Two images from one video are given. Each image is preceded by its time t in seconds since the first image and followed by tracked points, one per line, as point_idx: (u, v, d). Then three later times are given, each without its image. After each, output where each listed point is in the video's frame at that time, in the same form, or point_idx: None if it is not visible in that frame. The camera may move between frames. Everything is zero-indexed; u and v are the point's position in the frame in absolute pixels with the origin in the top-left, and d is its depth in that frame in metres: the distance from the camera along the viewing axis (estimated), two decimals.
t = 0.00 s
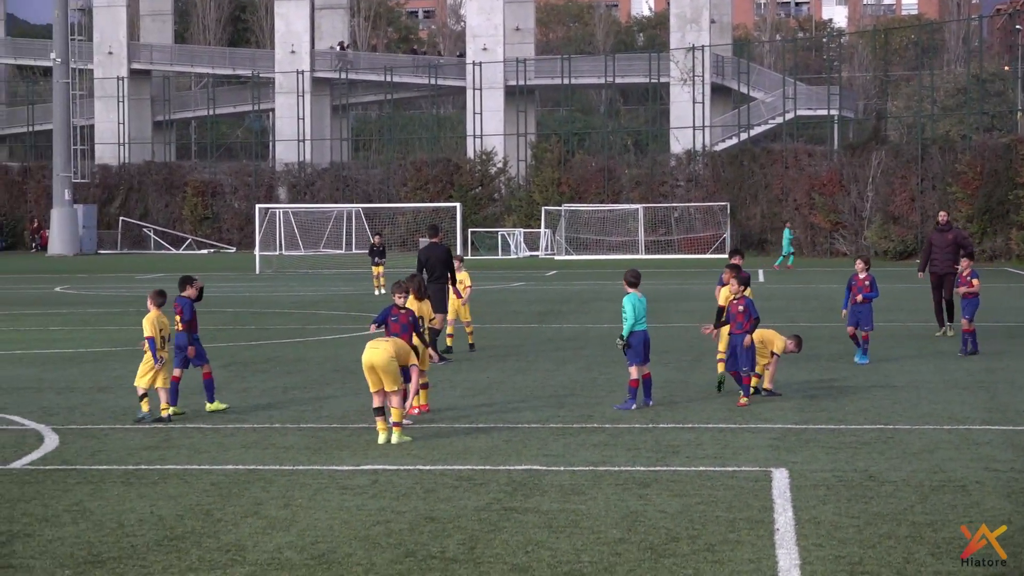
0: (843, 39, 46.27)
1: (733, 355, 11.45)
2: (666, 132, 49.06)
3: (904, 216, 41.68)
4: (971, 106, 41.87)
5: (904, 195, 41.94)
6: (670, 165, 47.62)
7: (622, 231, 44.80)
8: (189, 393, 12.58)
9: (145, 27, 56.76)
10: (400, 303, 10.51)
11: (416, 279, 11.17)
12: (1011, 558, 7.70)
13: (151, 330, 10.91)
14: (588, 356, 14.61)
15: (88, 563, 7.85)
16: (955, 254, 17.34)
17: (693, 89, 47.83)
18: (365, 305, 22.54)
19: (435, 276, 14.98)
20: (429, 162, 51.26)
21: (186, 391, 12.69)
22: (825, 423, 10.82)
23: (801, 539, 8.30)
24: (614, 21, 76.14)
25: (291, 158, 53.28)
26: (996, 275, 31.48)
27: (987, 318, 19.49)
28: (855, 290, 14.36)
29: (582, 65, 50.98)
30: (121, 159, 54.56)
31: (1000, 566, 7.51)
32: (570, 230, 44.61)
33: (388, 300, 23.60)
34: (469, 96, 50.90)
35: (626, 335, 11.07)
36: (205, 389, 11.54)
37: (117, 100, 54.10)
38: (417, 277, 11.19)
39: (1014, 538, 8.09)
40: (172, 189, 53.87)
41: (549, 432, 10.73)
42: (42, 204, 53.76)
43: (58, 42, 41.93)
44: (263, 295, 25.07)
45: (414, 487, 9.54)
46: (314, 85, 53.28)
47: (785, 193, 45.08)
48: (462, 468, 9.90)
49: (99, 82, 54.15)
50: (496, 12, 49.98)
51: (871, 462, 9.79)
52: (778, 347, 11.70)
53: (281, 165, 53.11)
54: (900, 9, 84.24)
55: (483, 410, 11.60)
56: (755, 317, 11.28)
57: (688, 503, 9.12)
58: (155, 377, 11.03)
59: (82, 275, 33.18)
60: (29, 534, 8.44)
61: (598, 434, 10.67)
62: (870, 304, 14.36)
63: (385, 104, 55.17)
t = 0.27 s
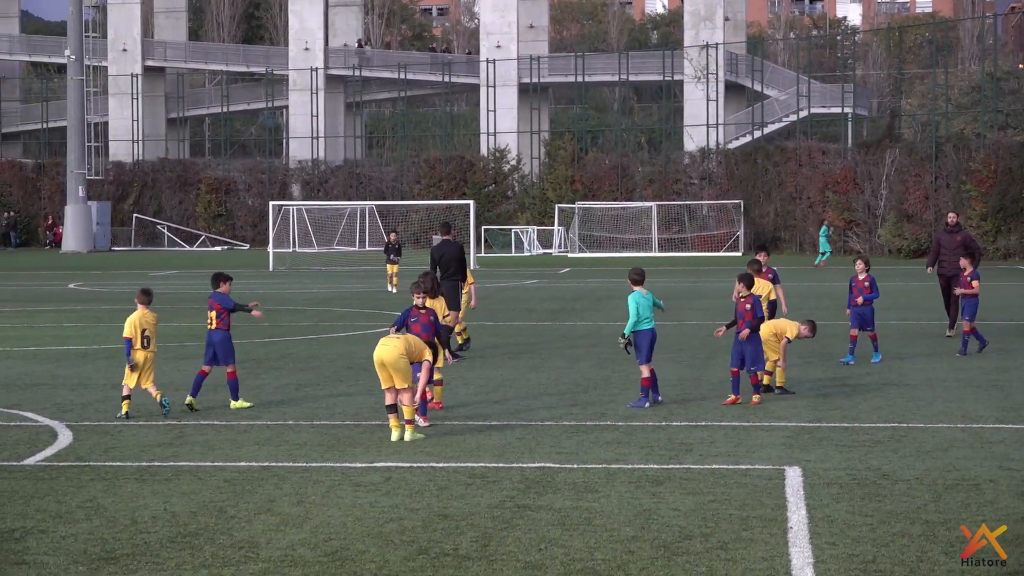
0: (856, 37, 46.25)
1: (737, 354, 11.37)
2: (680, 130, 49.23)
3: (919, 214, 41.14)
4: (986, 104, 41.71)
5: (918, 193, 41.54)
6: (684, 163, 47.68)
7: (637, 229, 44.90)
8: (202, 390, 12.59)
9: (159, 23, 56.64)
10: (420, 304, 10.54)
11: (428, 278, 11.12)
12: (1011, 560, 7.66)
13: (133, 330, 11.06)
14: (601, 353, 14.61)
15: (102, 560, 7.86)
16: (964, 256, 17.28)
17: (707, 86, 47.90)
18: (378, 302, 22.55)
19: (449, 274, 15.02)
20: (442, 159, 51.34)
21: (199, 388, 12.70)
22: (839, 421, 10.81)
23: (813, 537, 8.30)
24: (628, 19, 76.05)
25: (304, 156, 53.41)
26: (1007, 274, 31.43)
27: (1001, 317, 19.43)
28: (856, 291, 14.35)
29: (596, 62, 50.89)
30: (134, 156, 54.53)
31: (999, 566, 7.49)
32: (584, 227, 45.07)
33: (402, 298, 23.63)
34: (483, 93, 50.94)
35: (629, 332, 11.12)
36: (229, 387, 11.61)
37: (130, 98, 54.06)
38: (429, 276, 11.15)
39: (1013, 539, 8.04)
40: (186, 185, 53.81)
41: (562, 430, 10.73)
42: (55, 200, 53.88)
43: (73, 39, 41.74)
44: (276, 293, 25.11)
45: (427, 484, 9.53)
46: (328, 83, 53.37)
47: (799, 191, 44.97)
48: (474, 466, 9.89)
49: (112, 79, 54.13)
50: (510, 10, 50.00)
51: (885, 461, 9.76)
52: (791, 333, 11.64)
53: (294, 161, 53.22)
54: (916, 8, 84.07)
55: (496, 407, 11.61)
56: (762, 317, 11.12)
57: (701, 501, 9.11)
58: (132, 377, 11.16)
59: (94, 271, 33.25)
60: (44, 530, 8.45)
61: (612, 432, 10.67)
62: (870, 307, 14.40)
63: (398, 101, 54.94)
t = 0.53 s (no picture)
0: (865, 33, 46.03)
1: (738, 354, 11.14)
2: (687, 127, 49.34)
3: (927, 213, 40.88)
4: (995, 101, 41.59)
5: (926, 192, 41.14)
6: (690, 161, 47.81)
7: (642, 228, 45.13)
8: (203, 389, 12.50)
9: (161, 20, 56.45)
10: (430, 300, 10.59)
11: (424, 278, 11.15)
12: (1011, 558, 7.62)
13: (120, 326, 11.05)
14: (606, 352, 14.51)
15: (102, 560, 7.77)
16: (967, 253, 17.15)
17: (714, 83, 47.88)
18: (381, 301, 22.45)
19: (452, 271, 14.96)
20: (446, 157, 51.28)
21: (200, 387, 12.59)
22: (847, 422, 10.72)
23: (821, 538, 8.21)
24: (635, 14, 75.85)
25: (307, 152, 53.36)
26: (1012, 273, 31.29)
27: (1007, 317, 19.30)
28: (847, 290, 14.17)
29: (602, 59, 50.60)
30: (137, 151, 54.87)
31: (999, 566, 7.44)
32: (589, 225, 45.38)
33: (405, 296, 23.52)
34: (488, 90, 50.87)
35: (632, 332, 11.05)
36: (234, 385, 11.52)
37: (132, 93, 54.51)
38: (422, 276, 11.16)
39: (1015, 539, 7.98)
40: (188, 182, 53.74)
41: (567, 429, 10.64)
42: (56, 197, 53.84)
43: (74, 34, 41.84)
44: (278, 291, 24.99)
45: (430, 485, 9.44)
46: (331, 78, 53.20)
47: (806, 189, 44.98)
48: (478, 465, 9.80)
49: (115, 75, 54.56)
50: (515, 5, 50.05)
51: (892, 462, 9.66)
52: (798, 330, 11.46)
53: (298, 159, 53.24)
54: (924, 4, 83.83)
55: (499, 406, 11.54)
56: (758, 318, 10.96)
57: (707, 502, 9.02)
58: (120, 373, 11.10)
59: (95, 269, 33.16)
60: (44, 530, 8.36)
61: (617, 432, 10.57)
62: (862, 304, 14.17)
63: (403, 98, 54.68)
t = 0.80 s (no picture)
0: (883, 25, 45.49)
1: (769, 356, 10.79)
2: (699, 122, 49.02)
3: (948, 210, 40.69)
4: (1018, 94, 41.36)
5: (947, 187, 41.01)
6: (704, 157, 47.40)
7: (654, 225, 44.43)
8: (203, 390, 12.22)
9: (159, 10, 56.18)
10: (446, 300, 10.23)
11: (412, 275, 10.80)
12: (1010, 558, 7.51)
13: (113, 325, 10.87)
14: (615, 354, 14.22)
15: (98, 566, 7.51)
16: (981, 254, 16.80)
17: (728, 76, 47.49)
18: (386, 300, 22.14)
19: (458, 269, 14.75)
20: (453, 152, 50.93)
21: (200, 388, 12.32)
22: (865, 425, 10.43)
23: (838, 544, 7.95)
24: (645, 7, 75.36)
25: (310, 148, 52.99)
26: None
27: None
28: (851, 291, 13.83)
29: (613, 52, 50.27)
30: (134, 146, 54.40)
31: (1001, 566, 7.32)
32: (599, 222, 44.83)
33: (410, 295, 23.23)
34: (495, 83, 50.69)
35: (638, 333, 10.68)
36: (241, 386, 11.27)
37: (130, 87, 53.80)
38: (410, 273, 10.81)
39: (1015, 540, 7.84)
40: (187, 178, 53.48)
41: (577, 433, 10.36)
42: (51, 193, 53.49)
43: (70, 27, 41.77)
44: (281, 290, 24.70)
45: (436, 489, 9.16)
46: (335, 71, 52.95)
47: (824, 185, 44.52)
48: (486, 470, 9.53)
49: (112, 67, 53.86)
50: None
51: (913, 467, 9.38)
52: (815, 331, 11.13)
53: (299, 154, 52.83)
54: None
55: (508, 409, 11.25)
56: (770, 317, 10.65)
57: (722, 508, 8.75)
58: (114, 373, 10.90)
59: (95, 268, 32.90)
60: (39, 536, 8.10)
61: (629, 435, 10.28)
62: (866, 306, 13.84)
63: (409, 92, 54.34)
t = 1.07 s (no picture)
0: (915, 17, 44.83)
1: (802, 359, 10.53)
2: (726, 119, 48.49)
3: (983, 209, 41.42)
4: None
5: (983, 185, 41.70)
6: (730, 154, 46.76)
7: (681, 223, 43.88)
8: (216, 394, 11.94)
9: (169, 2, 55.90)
10: (480, 301, 9.87)
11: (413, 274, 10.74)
12: (1010, 559, 7.43)
13: (126, 325, 10.83)
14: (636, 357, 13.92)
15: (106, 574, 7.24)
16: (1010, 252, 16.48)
17: (756, 70, 46.80)
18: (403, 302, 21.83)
19: (477, 269, 14.53)
20: (472, 148, 50.50)
21: (213, 392, 12.04)
22: (897, 430, 10.14)
23: (871, 552, 7.65)
24: None
25: (323, 145, 52.65)
26: None
27: None
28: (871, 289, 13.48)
29: (637, 45, 50.26)
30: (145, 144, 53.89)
31: (1000, 566, 7.23)
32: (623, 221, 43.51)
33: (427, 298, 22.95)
34: (516, 78, 50.36)
35: (651, 336, 10.56)
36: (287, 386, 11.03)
37: (140, 81, 53.57)
38: (411, 272, 10.80)
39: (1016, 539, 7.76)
40: (198, 176, 53.10)
41: (599, 438, 10.08)
42: (59, 192, 53.38)
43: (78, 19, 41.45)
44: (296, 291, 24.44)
45: (455, 497, 8.88)
46: (351, 65, 52.68)
47: (854, 182, 44.28)
48: (506, 476, 9.25)
49: (122, 63, 53.64)
50: None
51: (945, 473, 9.09)
52: (846, 336, 11.03)
53: (315, 151, 52.56)
54: None
55: (528, 414, 10.96)
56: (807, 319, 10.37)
57: (749, 515, 8.45)
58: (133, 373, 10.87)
59: (104, 268, 32.65)
60: (47, 544, 7.84)
61: (655, 441, 9.99)
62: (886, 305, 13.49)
63: (427, 87, 54.00)
